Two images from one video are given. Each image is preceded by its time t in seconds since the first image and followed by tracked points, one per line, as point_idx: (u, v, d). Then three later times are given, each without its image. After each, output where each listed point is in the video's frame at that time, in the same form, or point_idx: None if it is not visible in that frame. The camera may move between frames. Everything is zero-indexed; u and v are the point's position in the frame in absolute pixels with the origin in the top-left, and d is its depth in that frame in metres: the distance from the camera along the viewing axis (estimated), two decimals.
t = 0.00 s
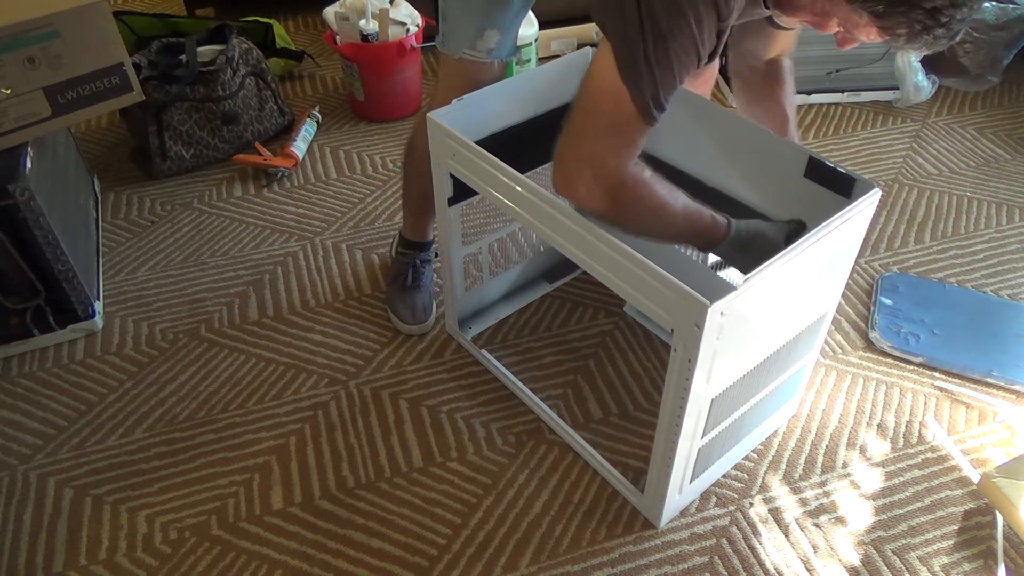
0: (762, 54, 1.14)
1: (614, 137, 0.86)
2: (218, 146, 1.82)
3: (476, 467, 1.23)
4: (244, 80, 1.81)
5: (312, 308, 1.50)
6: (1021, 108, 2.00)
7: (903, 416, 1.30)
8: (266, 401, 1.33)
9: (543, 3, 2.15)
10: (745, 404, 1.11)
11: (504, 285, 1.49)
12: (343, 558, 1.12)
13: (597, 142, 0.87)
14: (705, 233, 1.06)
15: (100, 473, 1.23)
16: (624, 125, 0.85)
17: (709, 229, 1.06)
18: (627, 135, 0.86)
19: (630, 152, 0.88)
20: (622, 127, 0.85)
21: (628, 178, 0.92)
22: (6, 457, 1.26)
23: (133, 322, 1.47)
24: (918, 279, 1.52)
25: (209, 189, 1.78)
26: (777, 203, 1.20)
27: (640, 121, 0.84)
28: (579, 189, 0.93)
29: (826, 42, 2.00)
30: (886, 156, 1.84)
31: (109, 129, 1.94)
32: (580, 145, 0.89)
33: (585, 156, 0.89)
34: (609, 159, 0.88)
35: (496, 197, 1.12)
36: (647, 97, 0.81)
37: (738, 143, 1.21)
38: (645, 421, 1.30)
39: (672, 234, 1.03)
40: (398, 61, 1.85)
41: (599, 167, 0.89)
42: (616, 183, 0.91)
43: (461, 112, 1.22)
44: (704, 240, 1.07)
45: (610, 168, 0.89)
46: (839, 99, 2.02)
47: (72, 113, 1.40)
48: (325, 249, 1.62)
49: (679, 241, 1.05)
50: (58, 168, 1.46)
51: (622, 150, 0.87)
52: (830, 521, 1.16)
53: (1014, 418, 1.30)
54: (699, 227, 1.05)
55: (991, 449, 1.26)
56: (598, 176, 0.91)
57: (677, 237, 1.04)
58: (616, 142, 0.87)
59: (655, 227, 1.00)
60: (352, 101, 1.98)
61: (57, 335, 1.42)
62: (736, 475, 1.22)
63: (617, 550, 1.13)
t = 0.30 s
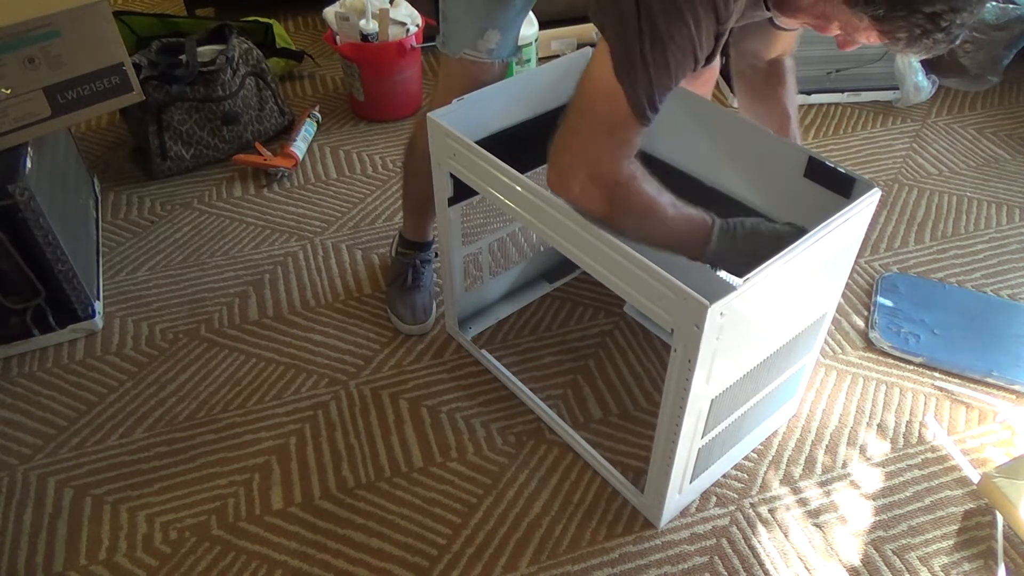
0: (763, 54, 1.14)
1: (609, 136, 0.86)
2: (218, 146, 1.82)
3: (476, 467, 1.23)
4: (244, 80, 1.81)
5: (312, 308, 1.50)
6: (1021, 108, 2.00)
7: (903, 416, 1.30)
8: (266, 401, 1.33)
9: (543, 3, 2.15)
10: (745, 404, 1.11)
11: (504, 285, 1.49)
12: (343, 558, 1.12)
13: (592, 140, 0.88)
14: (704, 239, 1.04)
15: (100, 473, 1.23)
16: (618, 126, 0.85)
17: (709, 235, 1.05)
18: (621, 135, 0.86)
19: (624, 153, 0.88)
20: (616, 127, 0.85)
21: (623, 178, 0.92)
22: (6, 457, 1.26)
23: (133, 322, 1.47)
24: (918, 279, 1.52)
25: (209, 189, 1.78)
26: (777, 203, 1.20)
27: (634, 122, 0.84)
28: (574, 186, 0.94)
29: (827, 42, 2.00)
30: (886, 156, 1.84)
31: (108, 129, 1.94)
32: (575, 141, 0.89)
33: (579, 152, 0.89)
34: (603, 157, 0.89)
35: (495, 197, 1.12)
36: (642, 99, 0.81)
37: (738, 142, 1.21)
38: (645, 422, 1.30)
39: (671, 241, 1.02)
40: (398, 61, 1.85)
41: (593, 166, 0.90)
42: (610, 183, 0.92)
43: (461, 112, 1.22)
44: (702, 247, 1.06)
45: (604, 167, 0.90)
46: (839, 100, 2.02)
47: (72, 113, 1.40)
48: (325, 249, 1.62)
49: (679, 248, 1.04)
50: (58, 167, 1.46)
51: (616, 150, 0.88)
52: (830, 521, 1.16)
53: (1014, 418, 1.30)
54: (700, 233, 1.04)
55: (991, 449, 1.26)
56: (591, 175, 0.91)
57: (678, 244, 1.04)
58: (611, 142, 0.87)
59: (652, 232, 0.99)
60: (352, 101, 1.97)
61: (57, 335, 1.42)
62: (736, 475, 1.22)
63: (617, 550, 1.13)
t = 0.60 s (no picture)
0: (763, 55, 1.14)
1: (612, 137, 0.86)
2: (218, 146, 1.82)
3: (476, 467, 1.23)
4: (244, 80, 1.81)
5: (312, 308, 1.50)
6: (1021, 108, 2.00)
7: (903, 416, 1.30)
8: (266, 401, 1.33)
9: (543, 3, 2.15)
10: (745, 404, 1.11)
11: (504, 285, 1.49)
12: (343, 558, 1.12)
13: (594, 142, 0.87)
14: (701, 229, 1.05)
15: (100, 474, 1.23)
16: (621, 126, 0.85)
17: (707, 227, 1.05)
18: (625, 135, 0.86)
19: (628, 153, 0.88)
20: (619, 128, 0.85)
21: (625, 178, 0.92)
22: (5, 457, 1.26)
23: (133, 322, 1.47)
24: (918, 279, 1.52)
25: (209, 189, 1.78)
26: (777, 204, 1.20)
27: (637, 123, 0.84)
28: (576, 188, 0.94)
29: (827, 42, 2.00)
30: (886, 156, 1.84)
31: (108, 129, 1.94)
32: (577, 143, 0.89)
33: (582, 154, 0.89)
34: (606, 158, 0.88)
35: (496, 197, 1.12)
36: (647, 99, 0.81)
37: (738, 143, 1.21)
38: (645, 422, 1.30)
39: (668, 232, 1.03)
40: (398, 61, 1.85)
41: (596, 167, 0.90)
42: (613, 184, 0.92)
43: (461, 112, 1.22)
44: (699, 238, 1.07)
45: (607, 168, 0.90)
46: (839, 99, 2.02)
47: (72, 113, 1.40)
48: (324, 249, 1.62)
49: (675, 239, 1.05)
50: (58, 167, 1.46)
51: (619, 151, 0.88)
52: (830, 521, 1.16)
53: (1014, 418, 1.30)
54: (695, 224, 1.05)
55: (991, 449, 1.26)
56: (595, 176, 0.91)
57: (676, 235, 1.04)
58: (614, 142, 0.87)
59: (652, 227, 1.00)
60: (352, 101, 1.97)
61: (57, 335, 1.42)
62: (736, 475, 1.22)
63: (617, 550, 1.13)
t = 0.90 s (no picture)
0: (762, 56, 1.14)
1: (614, 135, 0.87)
2: (218, 146, 1.82)
3: (476, 467, 1.23)
4: (244, 80, 1.81)
5: (312, 308, 1.50)
6: (1021, 108, 2.00)
7: (903, 416, 1.30)
8: (266, 401, 1.33)
9: (543, 3, 2.15)
10: (745, 404, 1.11)
11: (504, 285, 1.49)
12: (343, 558, 1.12)
13: (597, 140, 0.88)
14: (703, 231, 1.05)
15: (100, 474, 1.23)
16: (623, 124, 0.85)
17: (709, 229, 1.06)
18: (626, 133, 0.86)
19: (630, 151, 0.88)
20: (621, 126, 0.85)
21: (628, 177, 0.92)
22: (6, 457, 1.26)
23: (133, 322, 1.48)
24: (918, 279, 1.52)
25: (209, 189, 1.78)
26: (777, 204, 1.20)
27: (639, 121, 0.84)
28: (578, 186, 0.94)
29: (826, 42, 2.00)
30: (886, 156, 1.84)
31: (108, 129, 1.94)
32: (579, 141, 0.90)
33: (584, 152, 0.90)
34: (609, 156, 0.89)
35: (496, 197, 1.12)
36: (648, 99, 0.81)
37: (738, 143, 1.21)
38: (645, 422, 1.30)
39: (671, 233, 1.03)
40: (398, 61, 1.85)
41: (599, 165, 0.90)
42: (615, 183, 0.92)
43: (462, 112, 1.22)
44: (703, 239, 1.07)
45: (610, 166, 0.90)
46: (839, 100, 2.02)
47: (72, 113, 1.40)
48: (324, 249, 1.62)
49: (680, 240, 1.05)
50: (58, 167, 1.46)
51: (622, 149, 0.88)
52: (830, 521, 1.16)
53: (1014, 418, 1.30)
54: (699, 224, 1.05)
55: (991, 449, 1.26)
56: (597, 174, 0.91)
57: (680, 236, 1.04)
58: (616, 141, 0.87)
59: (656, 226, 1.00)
60: (352, 101, 1.97)
61: (57, 335, 1.42)
62: (736, 475, 1.22)
63: (617, 550, 1.13)
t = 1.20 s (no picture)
0: (762, 56, 1.14)
1: (615, 135, 0.87)
2: (218, 146, 1.82)
3: (476, 467, 1.23)
4: (244, 80, 1.81)
5: (312, 308, 1.50)
6: (1021, 108, 2.00)
7: (903, 416, 1.30)
8: (266, 401, 1.33)
9: (543, 3, 2.15)
10: (745, 404, 1.11)
11: (504, 286, 1.48)
12: (343, 559, 1.12)
13: (597, 141, 0.88)
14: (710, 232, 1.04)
15: (100, 474, 1.23)
16: (624, 125, 0.85)
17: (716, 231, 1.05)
18: (628, 134, 0.86)
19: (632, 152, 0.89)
20: (621, 126, 0.85)
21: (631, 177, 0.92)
22: (6, 457, 1.26)
23: (133, 322, 1.48)
24: (918, 279, 1.52)
25: (209, 189, 1.78)
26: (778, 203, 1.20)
27: (640, 120, 0.85)
28: (580, 188, 0.94)
29: (826, 42, 2.00)
30: (887, 156, 1.84)
31: (108, 129, 1.94)
32: (580, 142, 0.90)
33: (585, 154, 0.90)
34: (611, 157, 0.89)
35: (496, 197, 1.12)
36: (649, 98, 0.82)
37: (738, 142, 1.21)
38: (645, 422, 1.30)
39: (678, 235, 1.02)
40: (398, 61, 1.85)
41: (601, 166, 0.90)
42: (616, 184, 0.92)
43: (461, 112, 1.22)
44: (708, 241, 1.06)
45: (611, 167, 0.90)
46: (839, 100, 2.02)
47: (72, 112, 1.40)
48: (325, 249, 1.62)
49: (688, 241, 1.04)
50: (58, 168, 1.46)
51: (623, 149, 0.88)
52: (830, 521, 1.16)
53: (1014, 418, 1.30)
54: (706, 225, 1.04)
55: (991, 449, 1.26)
56: (599, 176, 0.91)
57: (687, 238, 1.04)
58: (618, 141, 0.87)
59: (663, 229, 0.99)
60: (352, 101, 1.97)
61: (57, 335, 1.42)
62: (736, 475, 1.22)
63: (617, 550, 1.13)
